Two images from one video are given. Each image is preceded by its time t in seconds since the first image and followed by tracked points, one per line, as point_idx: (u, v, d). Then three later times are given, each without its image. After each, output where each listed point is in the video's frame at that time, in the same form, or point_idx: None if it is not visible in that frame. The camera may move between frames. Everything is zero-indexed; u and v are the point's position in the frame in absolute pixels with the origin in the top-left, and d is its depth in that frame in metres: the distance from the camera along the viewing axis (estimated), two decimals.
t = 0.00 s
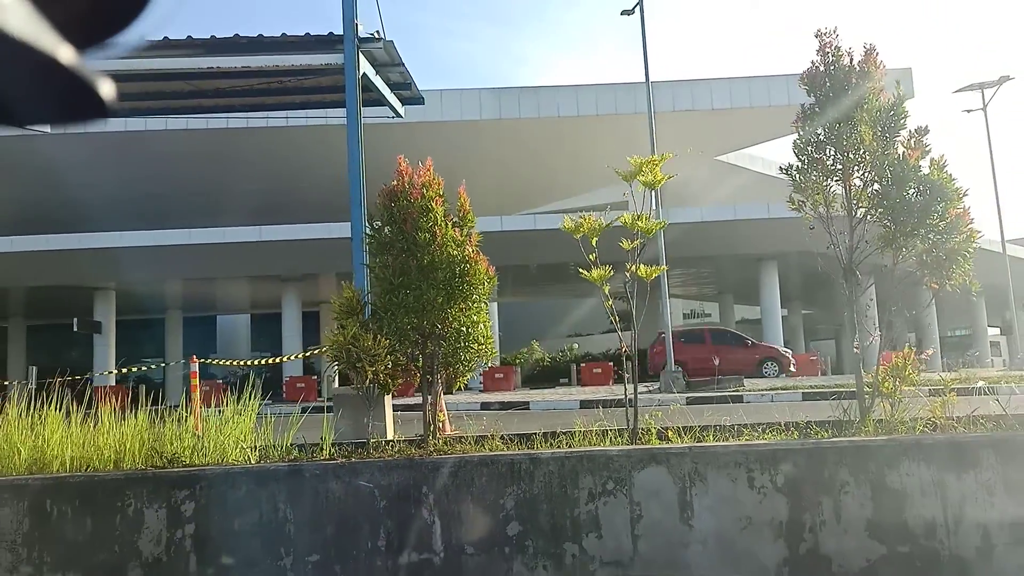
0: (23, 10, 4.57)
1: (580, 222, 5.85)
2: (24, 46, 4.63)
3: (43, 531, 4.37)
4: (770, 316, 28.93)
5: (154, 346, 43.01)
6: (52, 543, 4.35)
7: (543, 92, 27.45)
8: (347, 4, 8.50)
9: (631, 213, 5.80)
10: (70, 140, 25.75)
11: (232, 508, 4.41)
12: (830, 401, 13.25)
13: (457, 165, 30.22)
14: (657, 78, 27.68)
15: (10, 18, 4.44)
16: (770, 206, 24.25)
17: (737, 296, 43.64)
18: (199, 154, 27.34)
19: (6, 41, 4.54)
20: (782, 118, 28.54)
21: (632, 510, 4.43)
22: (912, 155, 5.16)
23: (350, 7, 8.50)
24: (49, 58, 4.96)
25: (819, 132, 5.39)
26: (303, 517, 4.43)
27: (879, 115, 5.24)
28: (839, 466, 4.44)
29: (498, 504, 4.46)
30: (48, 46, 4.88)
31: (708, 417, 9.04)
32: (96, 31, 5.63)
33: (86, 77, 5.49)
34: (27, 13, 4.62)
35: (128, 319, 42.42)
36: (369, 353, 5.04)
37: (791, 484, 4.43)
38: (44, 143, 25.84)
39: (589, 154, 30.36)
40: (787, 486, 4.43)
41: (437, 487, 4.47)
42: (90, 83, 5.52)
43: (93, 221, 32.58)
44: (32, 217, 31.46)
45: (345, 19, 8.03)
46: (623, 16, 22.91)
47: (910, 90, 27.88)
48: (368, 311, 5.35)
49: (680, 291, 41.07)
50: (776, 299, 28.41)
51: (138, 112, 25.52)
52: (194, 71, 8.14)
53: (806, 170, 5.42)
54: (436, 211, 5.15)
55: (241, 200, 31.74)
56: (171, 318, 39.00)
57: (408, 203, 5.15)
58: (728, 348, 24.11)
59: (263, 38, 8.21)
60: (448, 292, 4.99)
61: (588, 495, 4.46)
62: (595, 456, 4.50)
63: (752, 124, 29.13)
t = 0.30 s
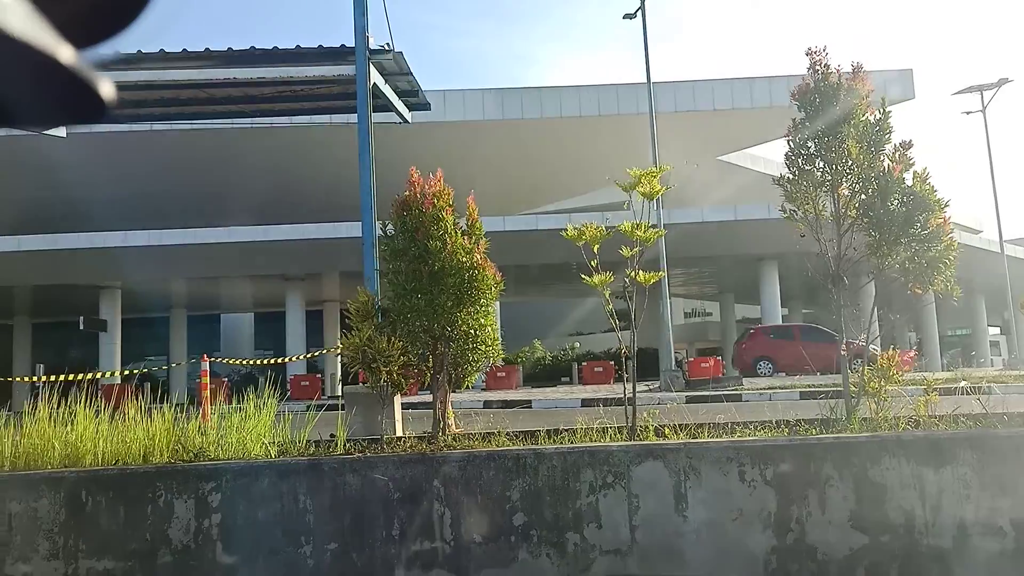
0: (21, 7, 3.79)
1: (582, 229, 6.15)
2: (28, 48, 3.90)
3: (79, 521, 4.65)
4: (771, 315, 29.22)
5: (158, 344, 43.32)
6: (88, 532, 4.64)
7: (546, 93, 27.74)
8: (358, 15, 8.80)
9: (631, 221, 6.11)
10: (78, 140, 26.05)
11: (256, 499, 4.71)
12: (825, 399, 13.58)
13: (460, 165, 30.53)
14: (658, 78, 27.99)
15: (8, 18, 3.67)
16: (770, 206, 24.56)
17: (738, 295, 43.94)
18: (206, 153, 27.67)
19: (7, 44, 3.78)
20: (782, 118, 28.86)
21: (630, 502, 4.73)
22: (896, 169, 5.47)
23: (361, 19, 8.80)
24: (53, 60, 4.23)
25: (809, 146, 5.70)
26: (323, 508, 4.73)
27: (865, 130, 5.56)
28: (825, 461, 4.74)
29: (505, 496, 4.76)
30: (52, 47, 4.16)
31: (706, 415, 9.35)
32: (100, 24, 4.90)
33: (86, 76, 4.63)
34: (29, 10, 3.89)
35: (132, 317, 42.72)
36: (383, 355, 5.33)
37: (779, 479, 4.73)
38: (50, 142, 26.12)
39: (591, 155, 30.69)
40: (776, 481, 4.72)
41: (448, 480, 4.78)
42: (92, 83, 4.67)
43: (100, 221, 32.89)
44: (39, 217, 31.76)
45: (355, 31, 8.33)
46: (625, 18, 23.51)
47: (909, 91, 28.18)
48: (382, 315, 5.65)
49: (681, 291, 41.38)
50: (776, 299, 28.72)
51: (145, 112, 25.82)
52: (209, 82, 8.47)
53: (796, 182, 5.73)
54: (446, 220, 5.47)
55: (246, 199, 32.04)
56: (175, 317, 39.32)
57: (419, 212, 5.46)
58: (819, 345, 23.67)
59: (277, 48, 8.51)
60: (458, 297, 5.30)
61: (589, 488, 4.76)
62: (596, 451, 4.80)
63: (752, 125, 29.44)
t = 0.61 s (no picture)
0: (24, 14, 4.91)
1: (589, 237, 6.44)
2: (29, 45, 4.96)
3: (117, 513, 4.95)
4: (775, 316, 29.49)
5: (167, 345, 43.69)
6: (125, 524, 4.94)
7: (551, 96, 28.01)
8: (373, 29, 9.10)
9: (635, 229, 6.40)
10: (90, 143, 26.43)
11: (283, 492, 5.02)
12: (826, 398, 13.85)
13: (466, 167, 30.84)
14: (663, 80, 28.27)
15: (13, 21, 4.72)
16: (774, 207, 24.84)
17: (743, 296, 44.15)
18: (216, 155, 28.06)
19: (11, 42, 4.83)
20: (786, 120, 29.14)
21: (635, 496, 5.03)
22: (886, 181, 5.77)
23: (375, 32, 9.10)
24: (51, 56, 5.33)
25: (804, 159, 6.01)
26: (345, 500, 5.03)
27: (857, 143, 5.87)
28: (817, 457, 5.03)
29: (516, 490, 5.06)
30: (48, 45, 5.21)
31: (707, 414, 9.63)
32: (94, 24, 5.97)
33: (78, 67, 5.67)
34: (30, 14, 4.94)
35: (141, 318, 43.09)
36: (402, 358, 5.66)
37: (775, 475, 5.01)
38: (63, 146, 26.47)
39: (597, 156, 30.98)
40: (771, 476, 5.01)
41: (463, 474, 5.07)
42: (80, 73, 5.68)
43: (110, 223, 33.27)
44: (50, 218, 32.14)
45: (370, 45, 8.65)
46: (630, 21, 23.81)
47: (913, 92, 28.43)
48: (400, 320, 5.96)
49: (685, 292, 41.61)
50: (781, 300, 28.95)
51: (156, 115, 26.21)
52: (227, 95, 8.79)
53: (794, 191, 6.02)
54: (460, 230, 5.77)
55: (254, 201, 32.39)
56: (184, 318, 39.70)
57: (435, 222, 5.78)
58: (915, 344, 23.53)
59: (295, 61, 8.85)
60: (471, 303, 5.61)
61: (596, 483, 5.06)
62: (602, 448, 5.09)
63: (756, 127, 29.73)
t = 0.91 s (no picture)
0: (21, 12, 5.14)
1: (599, 245, 6.74)
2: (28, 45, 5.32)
3: (157, 506, 5.27)
4: (784, 316, 29.72)
5: (181, 345, 44.18)
6: (165, 516, 5.26)
7: (561, 98, 28.28)
8: (392, 41, 9.42)
9: (644, 235, 6.70)
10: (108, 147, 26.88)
11: (313, 487, 5.33)
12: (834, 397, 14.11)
13: (477, 169, 31.17)
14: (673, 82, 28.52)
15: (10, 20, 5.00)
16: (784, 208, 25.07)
17: (752, 296, 44.32)
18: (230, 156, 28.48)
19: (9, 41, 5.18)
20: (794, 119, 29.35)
21: (644, 490, 5.32)
22: (883, 192, 6.11)
23: (394, 44, 9.41)
24: (50, 56, 5.72)
25: (806, 170, 6.35)
26: (371, 494, 5.34)
27: (855, 156, 6.22)
28: (817, 453, 5.31)
29: (533, 485, 5.36)
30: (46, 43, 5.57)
31: (715, 413, 9.93)
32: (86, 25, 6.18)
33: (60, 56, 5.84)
34: (29, 14, 5.26)
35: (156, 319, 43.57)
36: (423, 360, 6.00)
37: (777, 471, 5.29)
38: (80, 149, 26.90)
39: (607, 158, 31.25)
40: (774, 472, 5.29)
41: (482, 470, 5.37)
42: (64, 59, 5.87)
43: (126, 224, 33.72)
44: (68, 220, 32.62)
45: (389, 57, 8.98)
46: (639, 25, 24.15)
47: (921, 91, 28.62)
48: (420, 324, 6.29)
49: (695, 292, 41.81)
50: (790, 300, 29.16)
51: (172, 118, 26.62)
52: (251, 106, 9.13)
53: (796, 201, 6.34)
54: (478, 238, 6.10)
55: (268, 203, 32.79)
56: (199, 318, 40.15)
57: (454, 231, 6.10)
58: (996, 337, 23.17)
59: (317, 73, 9.17)
60: (489, 307, 5.94)
61: (608, 477, 5.35)
62: (613, 446, 5.39)
63: (766, 127, 29.96)
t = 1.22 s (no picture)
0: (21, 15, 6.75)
1: (614, 252, 7.00)
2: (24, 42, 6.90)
3: (197, 500, 5.58)
4: (797, 316, 29.89)
5: (198, 345, 44.69)
6: (205, 510, 5.57)
7: (574, 100, 28.53)
8: (412, 53, 9.72)
9: (658, 242, 6.96)
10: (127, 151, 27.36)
11: (343, 482, 5.63)
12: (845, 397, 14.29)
13: (491, 171, 31.45)
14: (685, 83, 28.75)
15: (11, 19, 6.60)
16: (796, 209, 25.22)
17: (765, 297, 44.39)
18: (247, 159, 28.92)
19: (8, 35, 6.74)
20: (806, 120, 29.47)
21: (657, 487, 5.59)
22: (887, 201, 6.39)
23: (414, 55, 9.72)
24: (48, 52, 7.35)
25: (814, 179, 6.62)
26: (398, 489, 5.63)
27: (861, 165, 6.48)
28: (823, 451, 5.56)
29: (551, 482, 5.64)
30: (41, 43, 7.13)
31: (727, 413, 10.15)
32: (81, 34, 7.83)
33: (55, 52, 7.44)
34: (28, 16, 6.86)
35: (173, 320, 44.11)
36: (446, 362, 6.27)
37: (785, 468, 5.55)
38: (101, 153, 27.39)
39: (619, 159, 31.48)
40: (782, 469, 5.55)
41: (503, 467, 5.66)
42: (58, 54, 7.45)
43: (145, 227, 34.24)
44: (88, 223, 33.17)
45: (410, 69, 9.29)
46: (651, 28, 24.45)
47: (934, 90, 28.74)
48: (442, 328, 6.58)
49: (708, 292, 41.94)
50: (802, 301, 29.27)
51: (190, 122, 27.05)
52: (277, 116, 9.46)
53: (804, 208, 6.63)
54: (498, 246, 6.41)
55: (283, 205, 33.21)
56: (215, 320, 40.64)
57: (476, 239, 6.41)
58: None
59: (340, 84, 9.50)
60: (510, 311, 6.26)
61: (623, 475, 5.62)
62: (628, 444, 5.66)
63: (778, 128, 30.10)
